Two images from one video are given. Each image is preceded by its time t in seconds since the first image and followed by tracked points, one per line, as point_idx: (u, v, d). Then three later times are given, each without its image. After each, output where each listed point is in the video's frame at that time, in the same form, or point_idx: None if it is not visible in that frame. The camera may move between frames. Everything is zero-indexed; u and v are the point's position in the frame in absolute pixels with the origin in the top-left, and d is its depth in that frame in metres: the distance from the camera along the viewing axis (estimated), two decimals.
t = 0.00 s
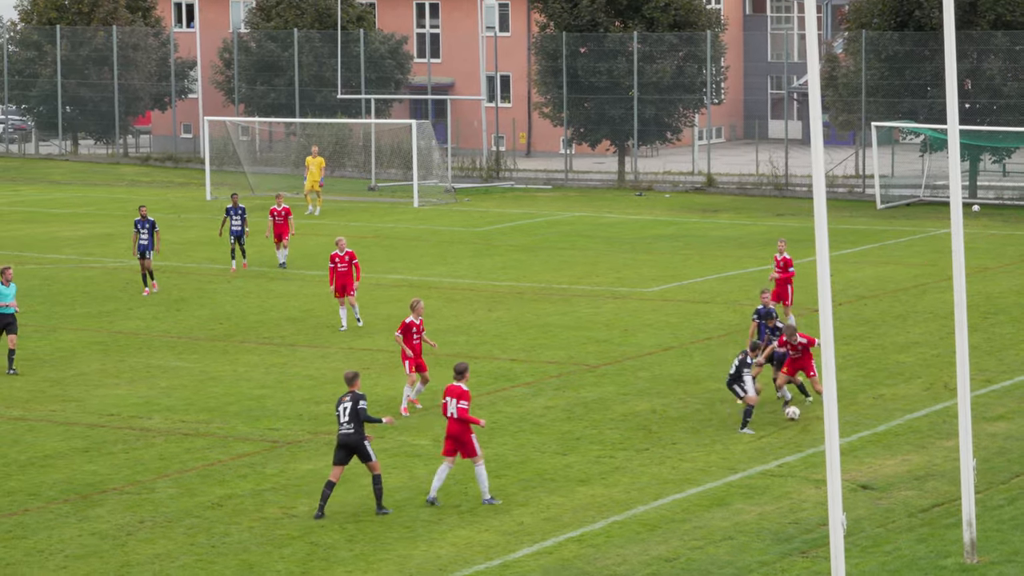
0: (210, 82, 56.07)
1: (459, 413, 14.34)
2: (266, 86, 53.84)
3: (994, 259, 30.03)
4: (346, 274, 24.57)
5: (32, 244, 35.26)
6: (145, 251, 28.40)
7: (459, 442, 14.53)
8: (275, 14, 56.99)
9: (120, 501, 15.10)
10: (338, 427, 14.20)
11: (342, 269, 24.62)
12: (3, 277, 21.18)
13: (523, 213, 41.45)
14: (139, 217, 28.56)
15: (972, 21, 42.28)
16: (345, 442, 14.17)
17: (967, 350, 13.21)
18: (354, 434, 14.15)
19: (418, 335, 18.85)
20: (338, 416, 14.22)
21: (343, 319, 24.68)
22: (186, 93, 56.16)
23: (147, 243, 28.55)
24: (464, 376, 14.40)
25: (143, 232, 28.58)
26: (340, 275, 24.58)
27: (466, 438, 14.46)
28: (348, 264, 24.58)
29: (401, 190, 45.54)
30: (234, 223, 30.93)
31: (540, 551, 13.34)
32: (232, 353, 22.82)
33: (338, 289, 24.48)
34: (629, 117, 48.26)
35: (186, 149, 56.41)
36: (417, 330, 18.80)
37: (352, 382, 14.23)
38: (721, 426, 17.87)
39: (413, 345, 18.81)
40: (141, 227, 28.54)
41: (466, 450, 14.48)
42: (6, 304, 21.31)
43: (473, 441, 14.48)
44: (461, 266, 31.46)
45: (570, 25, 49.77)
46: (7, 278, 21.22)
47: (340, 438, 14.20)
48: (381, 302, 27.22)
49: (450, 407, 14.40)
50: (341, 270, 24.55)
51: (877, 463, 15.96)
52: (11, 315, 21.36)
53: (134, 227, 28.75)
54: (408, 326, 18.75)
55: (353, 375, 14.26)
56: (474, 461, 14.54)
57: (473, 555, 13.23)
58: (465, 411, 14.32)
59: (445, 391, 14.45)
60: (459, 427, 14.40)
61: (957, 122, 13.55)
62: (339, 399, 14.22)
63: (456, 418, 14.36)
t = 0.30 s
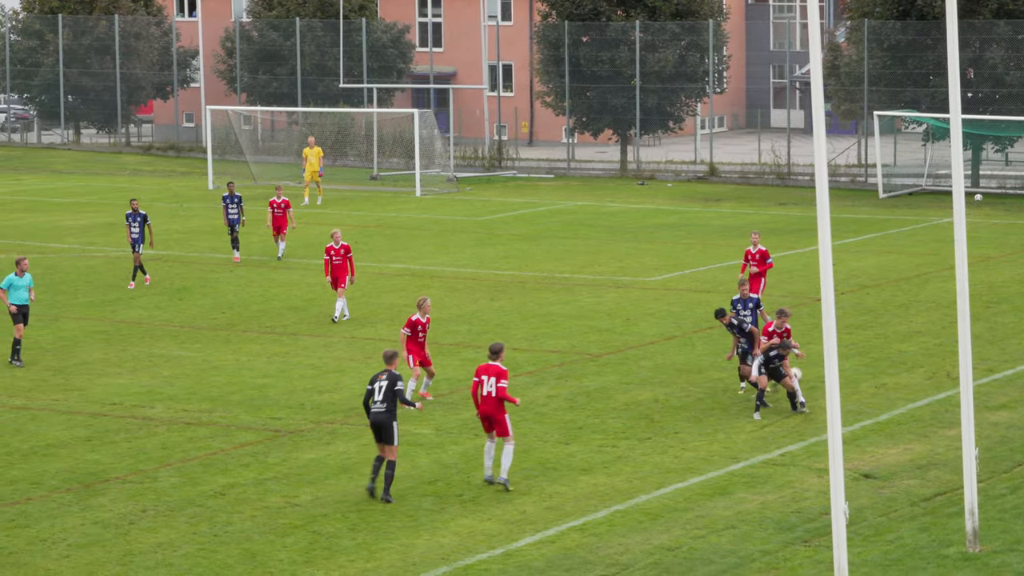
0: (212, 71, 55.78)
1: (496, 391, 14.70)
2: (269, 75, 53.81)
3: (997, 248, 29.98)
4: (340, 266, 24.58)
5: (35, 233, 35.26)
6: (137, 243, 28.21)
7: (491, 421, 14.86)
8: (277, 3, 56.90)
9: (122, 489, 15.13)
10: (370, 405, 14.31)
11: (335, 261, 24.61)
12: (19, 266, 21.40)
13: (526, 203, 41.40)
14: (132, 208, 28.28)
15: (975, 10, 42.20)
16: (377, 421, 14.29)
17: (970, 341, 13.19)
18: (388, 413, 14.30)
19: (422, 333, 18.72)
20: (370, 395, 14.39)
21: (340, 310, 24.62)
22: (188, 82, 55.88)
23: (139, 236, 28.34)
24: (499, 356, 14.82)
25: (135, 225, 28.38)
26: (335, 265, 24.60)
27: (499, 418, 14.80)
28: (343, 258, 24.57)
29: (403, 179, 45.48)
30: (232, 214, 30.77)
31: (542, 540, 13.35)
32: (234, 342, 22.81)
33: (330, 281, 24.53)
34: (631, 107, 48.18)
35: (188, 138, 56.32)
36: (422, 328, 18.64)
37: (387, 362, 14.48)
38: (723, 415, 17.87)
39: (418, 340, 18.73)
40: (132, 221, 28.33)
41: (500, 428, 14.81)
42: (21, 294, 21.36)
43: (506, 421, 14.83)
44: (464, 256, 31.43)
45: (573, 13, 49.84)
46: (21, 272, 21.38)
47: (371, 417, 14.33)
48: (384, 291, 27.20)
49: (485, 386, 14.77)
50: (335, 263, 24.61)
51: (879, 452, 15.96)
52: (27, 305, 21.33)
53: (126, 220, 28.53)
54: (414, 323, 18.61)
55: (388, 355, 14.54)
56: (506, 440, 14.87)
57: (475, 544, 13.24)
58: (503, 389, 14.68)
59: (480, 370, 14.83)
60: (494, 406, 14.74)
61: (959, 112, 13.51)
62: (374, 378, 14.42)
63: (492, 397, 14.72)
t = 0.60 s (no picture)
0: (213, 64, 55.69)
1: (518, 387, 14.74)
2: (271, 68, 53.77)
3: (999, 242, 29.96)
4: (335, 261, 24.48)
5: (37, 226, 35.27)
6: (130, 239, 27.96)
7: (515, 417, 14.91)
8: None
9: (125, 483, 15.15)
10: (398, 401, 14.59)
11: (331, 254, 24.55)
12: (33, 265, 21.12)
13: (528, 196, 41.37)
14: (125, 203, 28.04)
15: (977, 3, 42.23)
16: (407, 416, 14.57)
17: (972, 334, 13.18)
18: (416, 408, 14.55)
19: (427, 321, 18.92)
20: (398, 390, 14.63)
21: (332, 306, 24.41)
22: (190, 76, 55.92)
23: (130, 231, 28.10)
24: (521, 352, 14.85)
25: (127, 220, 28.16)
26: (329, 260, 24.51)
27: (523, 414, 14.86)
28: (337, 251, 24.54)
29: (405, 172, 45.45)
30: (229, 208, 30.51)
31: (545, 533, 13.36)
32: (238, 335, 22.82)
33: (326, 275, 24.42)
34: (633, 100, 48.15)
35: (190, 132, 56.11)
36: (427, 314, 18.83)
37: (411, 358, 14.63)
38: (725, 409, 17.88)
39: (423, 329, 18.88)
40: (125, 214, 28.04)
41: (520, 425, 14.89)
42: (40, 294, 21.14)
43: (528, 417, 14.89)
44: (466, 249, 31.42)
45: (575, 7, 49.72)
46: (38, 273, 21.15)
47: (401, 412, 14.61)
48: (386, 285, 27.20)
49: (507, 382, 14.79)
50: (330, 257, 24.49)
51: (882, 445, 15.97)
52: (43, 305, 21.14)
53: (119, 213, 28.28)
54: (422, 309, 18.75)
55: (412, 349, 14.68)
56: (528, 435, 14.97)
57: (478, 537, 13.25)
58: (524, 385, 14.72)
59: (502, 367, 14.86)
60: (515, 402, 14.78)
61: (961, 105, 13.48)
62: (399, 374, 14.64)
63: (513, 392, 14.77)
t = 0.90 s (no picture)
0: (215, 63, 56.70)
1: (528, 376, 14.90)
2: (272, 66, 53.72)
3: (1000, 241, 29.94)
4: (328, 263, 24.40)
5: (37, 225, 35.23)
6: (117, 242, 27.67)
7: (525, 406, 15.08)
8: None
9: (126, 482, 15.14)
10: (418, 392, 14.63)
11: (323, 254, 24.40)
12: (49, 263, 20.78)
13: (529, 195, 41.35)
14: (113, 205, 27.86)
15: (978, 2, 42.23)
16: (427, 405, 14.68)
17: (973, 333, 13.15)
18: (436, 398, 14.66)
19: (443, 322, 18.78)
20: (416, 381, 14.66)
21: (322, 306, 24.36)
22: (191, 74, 56.17)
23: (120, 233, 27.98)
24: (528, 341, 14.96)
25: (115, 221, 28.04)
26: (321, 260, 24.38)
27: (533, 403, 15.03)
28: (328, 250, 24.36)
29: (406, 172, 45.51)
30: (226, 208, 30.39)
31: (545, 532, 13.35)
32: (238, 334, 22.80)
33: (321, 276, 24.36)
34: (634, 99, 48.08)
35: (191, 130, 56.13)
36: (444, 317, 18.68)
37: (427, 349, 14.65)
38: (726, 407, 17.86)
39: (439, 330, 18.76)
40: (112, 217, 27.83)
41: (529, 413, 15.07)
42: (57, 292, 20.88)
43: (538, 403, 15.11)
44: (466, 248, 31.37)
45: (576, 4, 49.53)
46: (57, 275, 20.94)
47: (421, 402, 14.69)
48: (386, 284, 27.16)
49: (516, 370, 14.95)
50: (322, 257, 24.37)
51: (883, 444, 15.95)
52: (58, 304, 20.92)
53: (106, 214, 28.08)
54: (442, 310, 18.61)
55: (427, 341, 14.68)
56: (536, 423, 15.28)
57: (478, 536, 13.24)
58: (534, 374, 14.89)
59: (511, 356, 14.99)
60: (524, 391, 14.97)
61: (962, 104, 13.45)
62: (416, 365, 14.63)
63: (524, 381, 14.93)
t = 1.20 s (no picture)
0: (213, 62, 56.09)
1: (537, 376, 15.06)
2: (270, 66, 53.71)
3: (998, 241, 29.94)
4: (319, 261, 24.43)
5: (36, 225, 35.23)
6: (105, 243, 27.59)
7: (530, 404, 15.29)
8: None
9: (124, 482, 15.13)
10: (427, 390, 14.68)
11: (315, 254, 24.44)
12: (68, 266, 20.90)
13: (528, 195, 41.34)
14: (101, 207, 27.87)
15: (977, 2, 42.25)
16: (435, 405, 14.71)
17: (972, 334, 13.14)
18: (445, 398, 14.74)
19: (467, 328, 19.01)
20: (424, 380, 14.70)
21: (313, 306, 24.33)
22: (189, 74, 56.17)
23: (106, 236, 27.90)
24: (538, 341, 15.13)
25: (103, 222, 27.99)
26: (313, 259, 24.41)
27: (538, 402, 15.22)
28: (320, 251, 24.43)
29: (405, 172, 45.51)
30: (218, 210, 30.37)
31: (544, 533, 13.35)
32: (237, 335, 22.80)
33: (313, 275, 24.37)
34: (633, 99, 48.05)
35: (189, 131, 56.17)
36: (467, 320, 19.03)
37: (433, 348, 14.71)
38: (725, 408, 17.85)
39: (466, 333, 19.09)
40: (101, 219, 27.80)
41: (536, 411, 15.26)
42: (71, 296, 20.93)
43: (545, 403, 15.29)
44: (465, 249, 31.38)
45: (575, 5, 49.55)
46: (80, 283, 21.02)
47: (429, 402, 14.71)
48: (385, 284, 27.16)
49: (524, 370, 15.10)
50: (313, 257, 24.39)
51: (881, 445, 15.95)
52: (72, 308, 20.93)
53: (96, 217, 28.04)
54: (472, 310, 19.03)
55: (433, 341, 14.74)
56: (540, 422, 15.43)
57: (476, 537, 13.24)
58: (544, 373, 15.06)
59: (520, 355, 15.14)
60: (534, 390, 15.13)
61: (961, 105, 13.43)
62: (424, 364, 14.66)
63: (533, 381, 15.08)
